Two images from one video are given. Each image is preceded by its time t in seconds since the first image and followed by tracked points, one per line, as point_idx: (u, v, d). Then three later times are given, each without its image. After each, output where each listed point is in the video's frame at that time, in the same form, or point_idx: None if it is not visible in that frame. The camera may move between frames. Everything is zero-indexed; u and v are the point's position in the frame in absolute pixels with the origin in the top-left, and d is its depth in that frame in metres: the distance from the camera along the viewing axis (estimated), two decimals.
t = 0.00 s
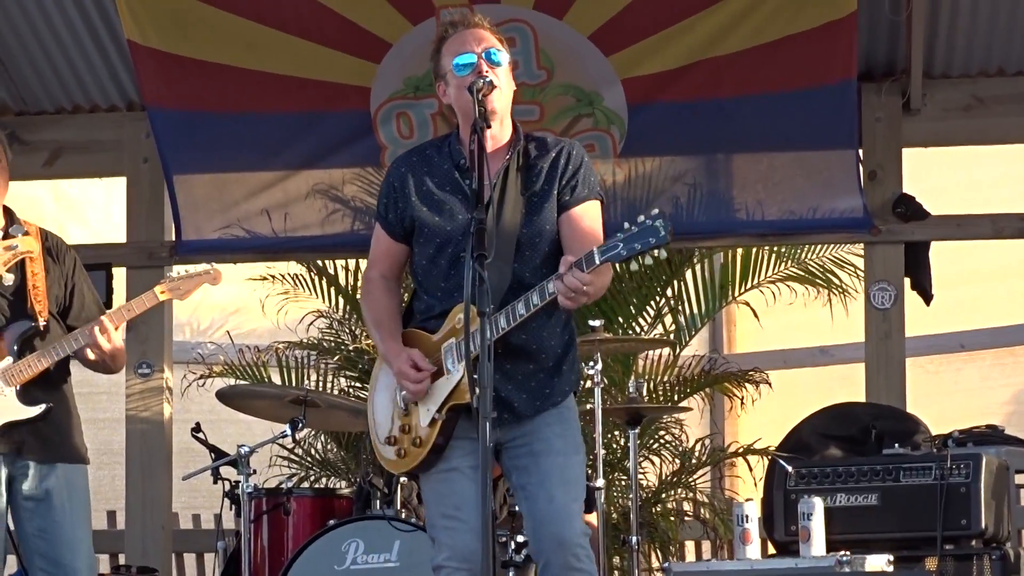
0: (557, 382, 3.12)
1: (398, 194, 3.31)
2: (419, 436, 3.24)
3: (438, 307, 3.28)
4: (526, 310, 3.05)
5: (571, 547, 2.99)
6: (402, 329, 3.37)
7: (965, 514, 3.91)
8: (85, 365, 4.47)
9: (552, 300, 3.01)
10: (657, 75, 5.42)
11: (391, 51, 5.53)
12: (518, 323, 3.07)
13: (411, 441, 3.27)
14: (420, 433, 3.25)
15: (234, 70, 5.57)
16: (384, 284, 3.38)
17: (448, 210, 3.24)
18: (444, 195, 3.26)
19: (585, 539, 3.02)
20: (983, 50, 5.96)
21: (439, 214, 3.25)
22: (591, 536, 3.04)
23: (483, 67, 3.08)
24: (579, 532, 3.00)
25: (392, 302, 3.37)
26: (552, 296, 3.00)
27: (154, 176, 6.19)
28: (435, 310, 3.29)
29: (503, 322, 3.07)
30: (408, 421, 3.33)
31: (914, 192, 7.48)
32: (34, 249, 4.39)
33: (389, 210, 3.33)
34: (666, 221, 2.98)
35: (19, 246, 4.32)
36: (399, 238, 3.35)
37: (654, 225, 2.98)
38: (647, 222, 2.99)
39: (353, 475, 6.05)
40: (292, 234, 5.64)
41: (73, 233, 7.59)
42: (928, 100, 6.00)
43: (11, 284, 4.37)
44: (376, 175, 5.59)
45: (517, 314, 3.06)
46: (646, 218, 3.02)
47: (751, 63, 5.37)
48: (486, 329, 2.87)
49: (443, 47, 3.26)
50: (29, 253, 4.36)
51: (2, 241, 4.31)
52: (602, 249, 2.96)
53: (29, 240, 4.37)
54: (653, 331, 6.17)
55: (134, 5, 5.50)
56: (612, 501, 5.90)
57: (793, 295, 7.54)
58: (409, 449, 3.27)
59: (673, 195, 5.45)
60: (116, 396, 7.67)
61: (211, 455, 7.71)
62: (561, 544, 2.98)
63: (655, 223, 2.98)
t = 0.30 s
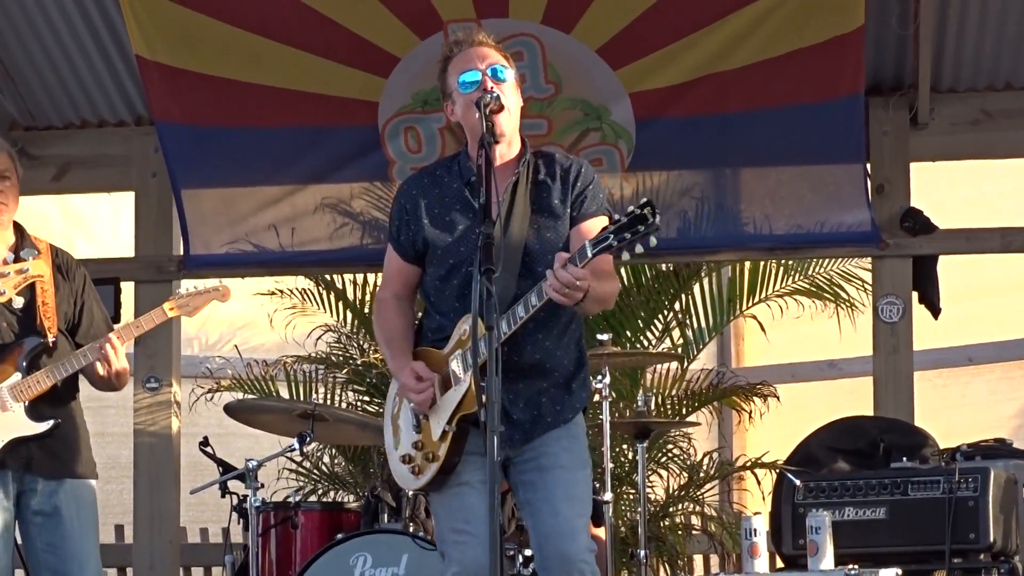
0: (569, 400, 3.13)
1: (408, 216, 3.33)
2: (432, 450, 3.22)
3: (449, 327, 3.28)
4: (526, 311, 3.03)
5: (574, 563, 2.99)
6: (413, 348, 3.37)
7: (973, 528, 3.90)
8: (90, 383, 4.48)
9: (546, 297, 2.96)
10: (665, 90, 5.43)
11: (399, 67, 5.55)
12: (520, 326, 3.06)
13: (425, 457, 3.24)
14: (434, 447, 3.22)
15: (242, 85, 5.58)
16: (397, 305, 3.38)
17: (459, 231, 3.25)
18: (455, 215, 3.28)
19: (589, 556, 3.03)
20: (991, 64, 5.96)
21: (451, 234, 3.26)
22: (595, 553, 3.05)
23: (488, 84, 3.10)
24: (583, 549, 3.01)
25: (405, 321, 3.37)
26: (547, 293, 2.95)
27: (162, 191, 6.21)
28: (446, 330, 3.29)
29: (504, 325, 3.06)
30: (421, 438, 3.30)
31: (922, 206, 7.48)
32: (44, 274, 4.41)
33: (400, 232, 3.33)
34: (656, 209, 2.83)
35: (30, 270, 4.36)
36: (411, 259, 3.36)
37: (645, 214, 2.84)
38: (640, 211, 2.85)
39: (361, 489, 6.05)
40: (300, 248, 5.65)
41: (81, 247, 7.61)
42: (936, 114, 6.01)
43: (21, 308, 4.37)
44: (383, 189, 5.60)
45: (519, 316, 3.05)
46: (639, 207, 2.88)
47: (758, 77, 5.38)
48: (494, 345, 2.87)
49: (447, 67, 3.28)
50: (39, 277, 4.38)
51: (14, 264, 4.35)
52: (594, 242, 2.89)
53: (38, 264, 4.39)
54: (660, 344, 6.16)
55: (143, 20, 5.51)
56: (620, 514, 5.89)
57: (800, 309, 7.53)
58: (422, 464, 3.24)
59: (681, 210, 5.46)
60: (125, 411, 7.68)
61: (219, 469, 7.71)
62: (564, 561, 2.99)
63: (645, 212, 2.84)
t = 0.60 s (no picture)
0: (572, 418, 3.12)
1: (409, 226, 3.33)
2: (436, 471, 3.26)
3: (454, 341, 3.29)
4: (559, 349, 3.06)
5: None
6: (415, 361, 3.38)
7: (978, 543, 3.89)
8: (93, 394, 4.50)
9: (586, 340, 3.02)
10: (671, 103, 5.43)
11: (405, 79, 5.55)
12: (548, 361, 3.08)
13: (426, 476, 3.29)
14: (436, 469, 3.27)
15: (249, 98, 5.59)
16: (396, 316, 3.37)
17: (461, 242, 3.25)
18: (457, 226, 3.27)
19: None
20: (997, 79, 5.96)
21: (453, 247, 3.25)
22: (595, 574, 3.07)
23: (495, 96, 3.11)
24: (584, 571, 3.03)
25: (405, 334, 3.36)
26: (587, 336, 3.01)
27: (167, 204, 6.22)
28: (451, 345, 3.30)
29: (532, 359, 3.07)
30: (421, 456, 3.34)
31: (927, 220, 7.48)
32: (49, 280, 4.40)
33: (400, 241, 3.33)
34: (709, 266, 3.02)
35: (35, 278, 4.34)
36: (412, 269, 3.36)
37: (699, 270, 3.01)
38: (693, 266, 3.02)
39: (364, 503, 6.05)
40: (304, 261, 5.66)
41: (86, 260, 7.63)
42: (942, 129, 6.02)
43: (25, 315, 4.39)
44: (389, 203, 5.62)
45: (549, 352, 3.06)
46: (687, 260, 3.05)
47: (765, 90, 5.37)
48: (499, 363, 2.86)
49: (455, 79, 3.29)
50: (43, 284, 4.38)
51: (18, 272, 4.33)
52: (645, 291, 2.97)
53: (43, 272, 4.39)
54: (665, 358, 6.16)
55: (150, 35, 5.51)
56: (624, 528, 5.89)
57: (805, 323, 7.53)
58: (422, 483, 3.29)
59: (686, 224, 5.47)
60: (129, 424, 7.71)
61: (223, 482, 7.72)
62: None
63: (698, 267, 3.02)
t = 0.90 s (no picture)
0: (576, 421, 3.13)
1: (411, 233, 3.33)
2: (438, 478, 3.28)
3: (456, 349, 3.29)
4: (553, 352, 3.07)
5: None
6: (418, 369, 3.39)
7: (980, 557, 3.89)
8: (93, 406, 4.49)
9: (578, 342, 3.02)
10: (674, 116, 5.44)
11: (409, 92, 5.56)
12: (544, 365, 3.09)
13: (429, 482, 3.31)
14: (440, 475, 3.28)
15: (252, 112, 5.61)
16: (397, 323, 3.39)
17: (464, 250, 3.25)
18: (460, 233, 3.28)
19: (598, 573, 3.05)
20: (1000, 93, 5.97)
21: (456, 255, 3.26)
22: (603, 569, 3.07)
23: (500, 109, 3.10)
24: (592, 566, 3.03)
25: (407, 341, 3.37)
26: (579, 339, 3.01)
27: (170, 217, 6.24)
28: (453, 351, 3.30)
29: (527, 364, 3.09)
30: (427, 462, 3.35)
31: (930, 233, 7.48)
32: (54, 293, 4.43)
33: (404, 248, 3.34)
34: (697, 267, 3.05)
35: (39, 290, 4.37)
36: (415, 277, 3.36)
37: (685, 270, 3.06)
38: (678, 267, 3.06)
39: (368, 516, 6.05)
40: (308, 275, 5.67)
41: (89, 273, 7.65)
42: (944, 142, 6.03)
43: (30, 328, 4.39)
44: (392, 216, 5.64)
45: (543, 355, 3.08)
46: (674, 263, 3.09)
47: (769, 104, 5.38)
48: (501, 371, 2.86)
49: (459, 86, 3.29)
50: (48, 297, 4.40)
51: (24, 285, 4.36)
52: (634, 293, 2.99)
53: (48, 284, 4.42)
54: (668, 372, 6.16)
55: (151, 42, 5.51)
56: (627, 542, 5.88)
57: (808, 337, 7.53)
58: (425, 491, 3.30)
59: (689, 237, 5.47)
60: (131, 437, 7.71)
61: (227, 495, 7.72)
62: None
63: (686, 269, 3.05)
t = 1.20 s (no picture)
0: (573, 429, 3.13)
1: (413, 239, 3.35)
2: (435, 485, 3.29)
3: (457, 357, 3.30)
4: (555, 364, 3.07)
5: None
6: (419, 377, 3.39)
7: (980, 564, 3.87)
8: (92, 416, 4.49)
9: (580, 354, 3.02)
10: (672, 124, 5.45)
11: (407, 100, 5.56)
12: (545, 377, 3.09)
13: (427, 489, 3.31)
14: (438, 483, 3.29)
15: (251, 122, 5.61)
16: (400, 329, 3.39)
17: (462, 259, 3.25)
18: (461, 244, 3.27)
19: None
20: (997, 100, 5.99)
21: (456, 262, 3.26)
22: None
23: (496, 118, 3.11)
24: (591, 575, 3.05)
25: (409, 348, 3.37)
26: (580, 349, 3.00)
27: (169, 227, 6.24)
28: (455, 359, 3.30)
29: (529, 374, 3.09)
30: (425, 469, 3.35)
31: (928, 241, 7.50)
32: (55, 305, 4.43)
33: (406, 253, 3.36)
34: (701, 282, 3.07)
35: (41, 301, 4.38)
36: (417, 283, 3.39)
37: (690, 285, 3.07)
38: (683, 281, 3.08)
39: (368, 525, 6.05)
40: (307, 284, 5.68)
41: (88, 283, 7.65)
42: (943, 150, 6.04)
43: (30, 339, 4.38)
44: (390, 225, 5.64)
45: (545, 367, 3.08)
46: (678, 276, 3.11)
47: (767, 111, 5.38)
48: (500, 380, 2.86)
49: (458, 96, 3.30)
50: (48, 308, 4.40)
51: (24, 297, 4.37)
52: (638, 307, 3.02)
53: (49, 295, 4.42)
54: (668, 380, 6.17)
55: (149, 51, 5.53)
56: (627, 550, 5.88)
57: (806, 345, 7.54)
58: (422, 497, 3.32)
59: (688, 245, 5.48)
60: (132, 446, 7.71)
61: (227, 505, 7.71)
62: None
63: (690, 283, 3.07)
